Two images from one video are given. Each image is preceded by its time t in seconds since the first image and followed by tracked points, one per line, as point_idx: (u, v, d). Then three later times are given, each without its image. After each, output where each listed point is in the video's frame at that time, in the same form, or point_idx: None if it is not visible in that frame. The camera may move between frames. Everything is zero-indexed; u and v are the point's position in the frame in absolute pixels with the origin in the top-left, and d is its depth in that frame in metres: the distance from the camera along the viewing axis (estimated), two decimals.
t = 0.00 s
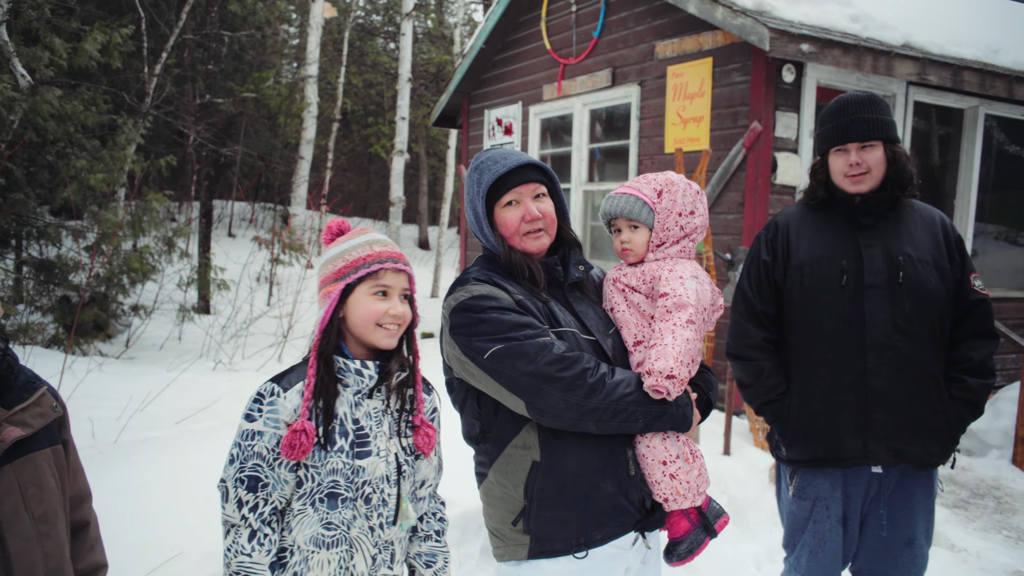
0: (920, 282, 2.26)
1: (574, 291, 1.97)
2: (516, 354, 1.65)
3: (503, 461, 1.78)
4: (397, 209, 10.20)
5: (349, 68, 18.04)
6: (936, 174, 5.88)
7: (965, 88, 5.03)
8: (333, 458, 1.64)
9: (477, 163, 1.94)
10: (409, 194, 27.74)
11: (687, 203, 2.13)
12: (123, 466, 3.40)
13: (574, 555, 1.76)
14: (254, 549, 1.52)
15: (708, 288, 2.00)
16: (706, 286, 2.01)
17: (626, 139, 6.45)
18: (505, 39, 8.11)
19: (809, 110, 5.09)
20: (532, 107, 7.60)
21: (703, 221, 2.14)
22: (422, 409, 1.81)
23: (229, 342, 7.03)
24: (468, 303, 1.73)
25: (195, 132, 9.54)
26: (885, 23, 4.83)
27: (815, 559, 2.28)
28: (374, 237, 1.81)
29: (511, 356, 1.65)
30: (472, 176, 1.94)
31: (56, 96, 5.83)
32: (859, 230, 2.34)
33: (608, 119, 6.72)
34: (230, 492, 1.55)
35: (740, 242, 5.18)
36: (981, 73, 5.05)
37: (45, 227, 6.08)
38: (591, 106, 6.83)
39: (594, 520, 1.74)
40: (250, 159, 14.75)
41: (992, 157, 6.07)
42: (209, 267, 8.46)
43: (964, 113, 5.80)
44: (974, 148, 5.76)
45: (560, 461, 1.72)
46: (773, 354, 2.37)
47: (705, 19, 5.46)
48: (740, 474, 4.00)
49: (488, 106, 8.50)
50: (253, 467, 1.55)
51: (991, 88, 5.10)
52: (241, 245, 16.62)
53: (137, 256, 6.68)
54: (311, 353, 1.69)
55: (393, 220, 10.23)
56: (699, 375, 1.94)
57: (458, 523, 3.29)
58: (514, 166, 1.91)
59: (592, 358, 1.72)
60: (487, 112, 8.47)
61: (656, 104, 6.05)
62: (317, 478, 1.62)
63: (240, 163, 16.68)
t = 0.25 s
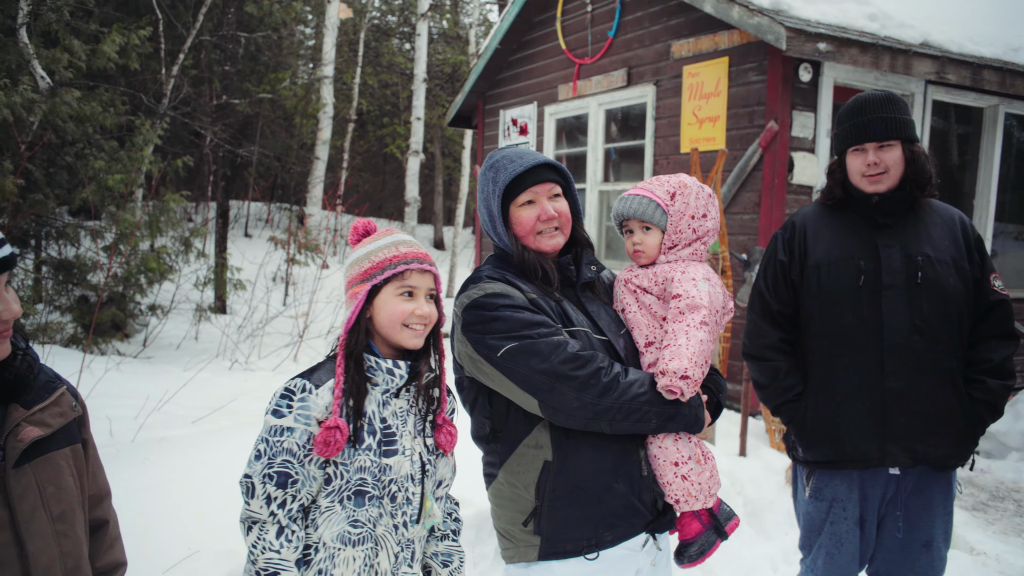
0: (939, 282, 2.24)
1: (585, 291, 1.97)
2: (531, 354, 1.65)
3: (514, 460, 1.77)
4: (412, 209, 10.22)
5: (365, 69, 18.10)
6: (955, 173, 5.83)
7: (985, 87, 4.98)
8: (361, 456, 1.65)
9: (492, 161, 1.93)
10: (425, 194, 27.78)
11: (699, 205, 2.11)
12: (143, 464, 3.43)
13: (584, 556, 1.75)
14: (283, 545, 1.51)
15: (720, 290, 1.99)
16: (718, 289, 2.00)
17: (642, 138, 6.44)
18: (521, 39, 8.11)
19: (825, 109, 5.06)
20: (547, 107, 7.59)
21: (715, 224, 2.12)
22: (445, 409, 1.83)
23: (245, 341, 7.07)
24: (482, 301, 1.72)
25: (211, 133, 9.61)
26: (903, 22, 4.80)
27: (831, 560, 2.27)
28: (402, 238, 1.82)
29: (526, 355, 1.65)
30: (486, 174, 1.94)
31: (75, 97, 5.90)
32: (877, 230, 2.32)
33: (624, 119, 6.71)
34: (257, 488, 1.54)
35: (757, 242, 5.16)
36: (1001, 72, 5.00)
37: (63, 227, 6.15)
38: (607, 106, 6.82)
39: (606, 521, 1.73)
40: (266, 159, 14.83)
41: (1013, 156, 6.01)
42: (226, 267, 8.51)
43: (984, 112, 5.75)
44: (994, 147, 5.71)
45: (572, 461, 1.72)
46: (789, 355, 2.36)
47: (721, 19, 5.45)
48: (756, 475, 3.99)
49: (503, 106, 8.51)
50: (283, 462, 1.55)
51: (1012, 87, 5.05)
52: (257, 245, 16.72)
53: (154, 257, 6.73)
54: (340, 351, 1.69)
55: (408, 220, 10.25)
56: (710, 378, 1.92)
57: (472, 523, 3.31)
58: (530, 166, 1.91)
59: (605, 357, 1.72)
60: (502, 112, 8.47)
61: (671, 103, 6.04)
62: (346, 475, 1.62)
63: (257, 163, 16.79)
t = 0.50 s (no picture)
0: (952, 282, 2.23)
1: (602, 290, 1.96)
2: (549, 353, 1.65)
3: (531, 460, 1.77)
4: (423, 209, 10.24)
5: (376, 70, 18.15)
6: (969, 173, 5.79)
7: (1000, 86, 4.95)
8: (374, 457, 1.65)
9: (509, 161, 1.93)
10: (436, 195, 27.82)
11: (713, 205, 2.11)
12: (158, 462, 3.46)
13: (602, 555, 1.75)
14: (298, 547, 1.50)
15: (736, 290, 1.99)
16: (734, 288, 2.00)
17: (653, 138, 6.44)
18: (531, 39, 8.12)
19: (838, 109, 5.04)
20: (558, 108, 7.60)
21: (729, 223, 2.12)
22: (455, 410, 1.85)
23: (257, 341, 7.10)
24: (500, 301, 1.73)
25: (222, 134, 9.65)
26: (917, 20, 4.78)
27: (844, 562, 2.26)
28: (413, 238, 1.82)
29: (544, 355, 1.65)
30: (503, 174, 1.94)
31: (88, 98, 5.96)
32: (889, 229, 2.31)
33: (635, 119, 6.70)
34: (270, 490, 1.52)
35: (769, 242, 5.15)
36: (1016, 70, 4.97)
37: (77, 227, 6.21)
38: (618, 106, 6.82)
39: (624, 519, 1.73)
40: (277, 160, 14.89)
41: None
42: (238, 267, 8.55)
43: (998, 111, 5.72)
44: (1009, 146, 5.67)
45: (587, 461, 1.72)
46: (801, 355, 2.35)
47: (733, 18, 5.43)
48: (767, 476, 3.98)
49: (514, 106, 8.51)
50: (298, 464, 1.53)
51: None
52: (268, 246, 16.80)
53: (167, 256, 6.75)
54: (352, 352, 1.69)
55: (419, 220, 10.27)
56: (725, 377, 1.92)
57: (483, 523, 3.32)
58: (548, 166, 1.90)
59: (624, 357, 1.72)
60: (513, 112, 8.48)
61: (683, 103, 6.03)
62: (359, 476, 1.62)
63: (269, 164, 16.89)
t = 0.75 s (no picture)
0: (964, 282, 2.22)
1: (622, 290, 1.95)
2: (568, 353, 1.66)
3: (551, 460, 1.78)
4: (433, 209, 10.26)
5: (386, 70, 18.17)
6: (981, 173, 5.75)
7: (1013, 85, 4.92)
8: (374, 460, 1.65)
9: (528, 164, 1.95)
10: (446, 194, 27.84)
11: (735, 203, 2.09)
12: (171, 461, 3.49)
13: (623, 553, 1.77)
14: (301, 555, 1.51)
15: (757, 288, 1.98)
16: (756, 286, 1.99)
17: (663, 138, 6.43)
18: (541, 39, 8.11)
19: (849, 108, 5.02)
20: (568, 107, 7.59)
21: (750, 222, 2.09)
22: (455, 409, 1.85)
23: (267, 341, 7.12)
24: (520, 302, 1.75)
25: (233, 134, 9.68)
26: (928, 19, 4.76)
27: (854, 563, 2.25)
28: (405, 237, 1.82)
29: (564, 355, 1.67)
30: (523, 177, 1.96)
31: (99, 99, 5.98)
32: (901, 229, 2.30)
33: (645, 118, 6.70)
34: (271, 498, 1.53)
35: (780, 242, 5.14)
36: None
37: (88, 228, 6.26)
38: (628, 106, 6.81)
39: (643, 519, 1.74)
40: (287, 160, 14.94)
41: None
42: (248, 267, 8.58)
43: (1011, 110, 5.68)
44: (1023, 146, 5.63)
45: (610, 460, 1.73)
46: (811, 356, 2.35)
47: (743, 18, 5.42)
48: (777, 477, 3.97)
49: (523, 106, 8.51)
50: (297, 471, 1.54)
51: None
52: (278, 246, 16.87)
53: (177, 257, 6.77)
54: (347, 355, 1.69)
55: (429, 220, 10.29)
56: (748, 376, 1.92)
57: (494, 522, 3.33)
58: (564, 169, 1.91)
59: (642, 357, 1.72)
60: (523, 112, 8.47)
61: (693, 103, 6.02)
62: (360, 481, 1.62)
63: (279, 164, 16.96)
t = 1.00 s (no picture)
0: (980, 282, 2.20)
1: (647, 293, 1.94)
2: (583, 356, 1.68)
3: (571, 460, 1.80)
4: (446, 210, 10.27)
5: (400, 70, 18.20)
6: (999, 173, 5.69)
7: None
8: (373, 465, 1.66)
9: (551, 167, 1.96)
10: (459, 195, 27.86)
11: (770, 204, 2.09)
12: (188, 459, 3.53)
13: (642, 554, 1.77)
14: (305, 563, 1.53)
15: (785, 290, 1.97)
16: (784, 289, 1.98)
17: (677, 138, 6.42)
18: (554, 39, 8.10)
19: (865, 107, 4.99)
20: (582, 108, 7.59)
21: (787, 223, 2.08)
22: (454, 409, 1.84)
23: (281, 341, 7.16)
24: (540, 305, 1.77)
25: (248, 134, 9.74)
26: (945, 18, 4.72)
27: (871, 565, 2.24)
28: (398, 238, 1.82)
29: (579, 358, 1.68)
30: (547, 180, 1.98)
31: (115, 100, 6.03)
32: (917, 230, 2.29)
33: (659, 118, 6.69)
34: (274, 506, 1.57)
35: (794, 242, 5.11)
36: None
37: (105, 227, 6.33)
38: (641, 106, 6.80)
39: (660, 521, 1.73)
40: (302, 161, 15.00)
41: None
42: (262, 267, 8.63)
43: None
44: None
45: (628, 461, 1.73)
46: (827, 357, 2.34)
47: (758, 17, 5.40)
48: (793, 479, 3.95)
49: (537, 106, 8.51)
50: (296, 479, 1.57)
51: None
52: (292, 246, 16.97)
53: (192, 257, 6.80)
54: (341, 361, 1.70)
55: (443, 220, 10.30)
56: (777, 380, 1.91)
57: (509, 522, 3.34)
58: (584, 173, 1.91)
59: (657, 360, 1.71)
60: (536, 112, 8.47)
61: (707, 102, 6.01)
62: (360, 486, 1.63)
63: (293, 164, 17.06)
